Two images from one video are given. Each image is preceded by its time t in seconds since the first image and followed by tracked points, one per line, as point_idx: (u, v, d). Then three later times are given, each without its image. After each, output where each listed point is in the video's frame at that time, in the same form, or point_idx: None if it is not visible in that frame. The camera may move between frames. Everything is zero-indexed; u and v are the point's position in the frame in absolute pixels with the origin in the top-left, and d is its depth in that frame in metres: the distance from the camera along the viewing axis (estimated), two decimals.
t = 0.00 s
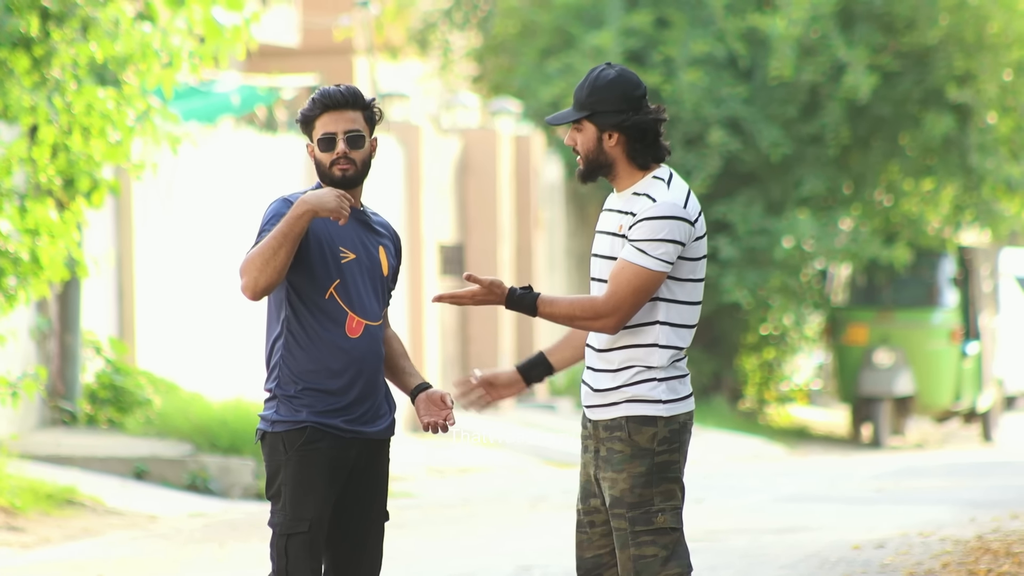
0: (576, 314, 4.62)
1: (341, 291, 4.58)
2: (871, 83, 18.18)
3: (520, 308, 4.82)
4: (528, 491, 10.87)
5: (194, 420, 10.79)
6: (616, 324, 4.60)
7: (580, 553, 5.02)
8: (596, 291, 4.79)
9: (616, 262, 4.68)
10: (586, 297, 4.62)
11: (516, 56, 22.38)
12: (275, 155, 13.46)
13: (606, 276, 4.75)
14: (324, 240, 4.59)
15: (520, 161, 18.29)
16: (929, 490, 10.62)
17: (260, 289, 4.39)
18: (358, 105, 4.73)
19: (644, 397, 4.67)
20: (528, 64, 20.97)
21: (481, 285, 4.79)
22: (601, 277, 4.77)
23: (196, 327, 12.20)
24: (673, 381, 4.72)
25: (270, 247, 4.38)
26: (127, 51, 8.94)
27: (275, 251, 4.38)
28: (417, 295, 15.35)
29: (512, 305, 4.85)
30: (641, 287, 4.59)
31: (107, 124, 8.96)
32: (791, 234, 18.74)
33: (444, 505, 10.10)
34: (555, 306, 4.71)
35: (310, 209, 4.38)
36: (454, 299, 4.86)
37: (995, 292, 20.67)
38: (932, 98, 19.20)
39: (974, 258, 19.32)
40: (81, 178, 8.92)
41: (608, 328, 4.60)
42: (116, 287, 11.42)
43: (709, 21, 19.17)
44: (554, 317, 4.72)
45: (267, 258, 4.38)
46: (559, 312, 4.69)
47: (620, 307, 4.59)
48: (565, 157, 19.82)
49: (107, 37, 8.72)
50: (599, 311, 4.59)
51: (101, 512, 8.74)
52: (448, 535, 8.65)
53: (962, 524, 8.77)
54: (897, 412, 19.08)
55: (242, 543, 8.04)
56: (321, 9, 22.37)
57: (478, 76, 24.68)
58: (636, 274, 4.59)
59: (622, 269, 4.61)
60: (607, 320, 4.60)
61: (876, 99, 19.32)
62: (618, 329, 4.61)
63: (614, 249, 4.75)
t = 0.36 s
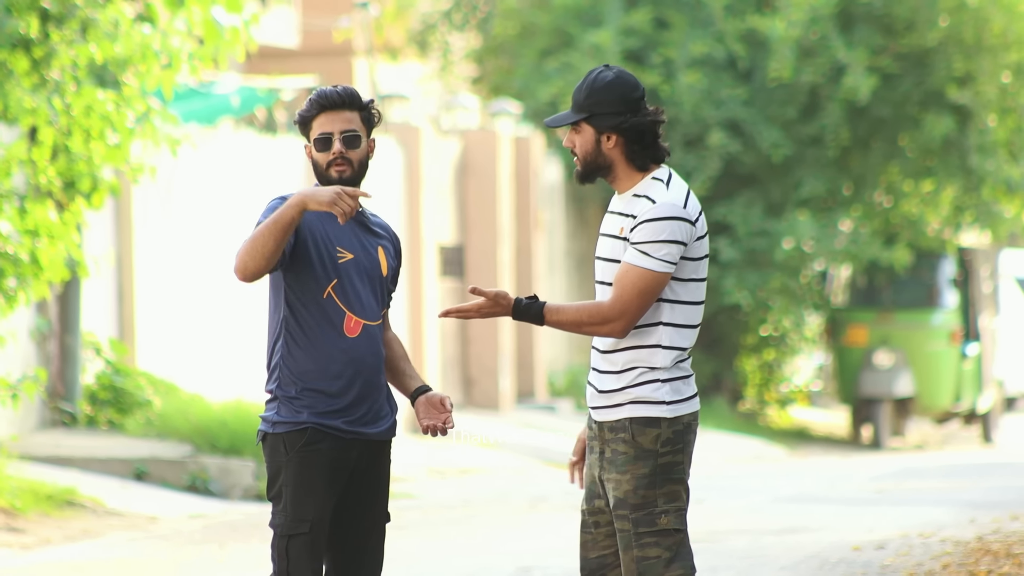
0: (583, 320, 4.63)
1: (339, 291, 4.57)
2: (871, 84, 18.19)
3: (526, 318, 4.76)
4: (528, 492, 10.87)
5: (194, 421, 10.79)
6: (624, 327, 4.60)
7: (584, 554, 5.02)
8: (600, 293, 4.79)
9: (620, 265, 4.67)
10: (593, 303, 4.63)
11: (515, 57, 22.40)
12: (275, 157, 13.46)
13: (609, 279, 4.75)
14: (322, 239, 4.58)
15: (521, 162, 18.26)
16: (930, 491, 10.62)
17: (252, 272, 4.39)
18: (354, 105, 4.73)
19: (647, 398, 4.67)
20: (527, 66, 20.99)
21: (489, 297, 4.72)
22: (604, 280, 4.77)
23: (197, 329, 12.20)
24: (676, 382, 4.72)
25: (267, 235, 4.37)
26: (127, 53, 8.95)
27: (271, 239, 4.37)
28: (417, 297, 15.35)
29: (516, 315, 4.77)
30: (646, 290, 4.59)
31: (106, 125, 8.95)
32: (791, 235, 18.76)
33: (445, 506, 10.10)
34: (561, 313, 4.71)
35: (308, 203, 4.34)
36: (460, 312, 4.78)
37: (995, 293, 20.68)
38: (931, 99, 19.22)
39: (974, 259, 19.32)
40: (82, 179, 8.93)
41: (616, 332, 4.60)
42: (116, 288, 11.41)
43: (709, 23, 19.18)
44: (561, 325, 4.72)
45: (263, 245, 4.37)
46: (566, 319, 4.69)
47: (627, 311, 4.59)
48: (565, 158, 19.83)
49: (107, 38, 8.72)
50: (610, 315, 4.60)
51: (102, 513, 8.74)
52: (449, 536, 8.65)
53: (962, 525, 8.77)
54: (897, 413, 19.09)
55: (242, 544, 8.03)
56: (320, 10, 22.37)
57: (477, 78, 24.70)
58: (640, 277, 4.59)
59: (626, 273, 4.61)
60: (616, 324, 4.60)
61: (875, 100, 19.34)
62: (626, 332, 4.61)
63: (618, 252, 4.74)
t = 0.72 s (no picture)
0: (597, 321, 4.61)
1: (349, 287, 4.56)
2: (882, 86, 18.15)
3: (539, 318, 4.75)
4: (540, 495, 10.84)
5: (206, 424, 10.77)
6: (638, 327, 4.58)
7: (597, 556, 5.00)
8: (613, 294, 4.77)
9: (634, 266, 4.65)
10: (607, 303, 4.62)
11: (527, 59, 22.40)
12: (286, 159, 13.45)
13: (623, 280, 4.73)
14: (331, 234, 4.57)
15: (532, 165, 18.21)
16: (942, 494, 10.58)
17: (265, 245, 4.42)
18: (365, 108, 4.71)
19: (661, 400, 4.64)
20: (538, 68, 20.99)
21: (502, 297, 4.73)
22: (618, 281, 4.75)
23: (208, 332, 12.20)
24: (690, 385, 4.69)
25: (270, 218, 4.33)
26: (139, 56, 8.94)
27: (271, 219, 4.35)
28: (428, 299, 15.33)
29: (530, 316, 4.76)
30: (660, 289, 4.56)
31: (118, 129, 8.93)
32: (804, 237, 18.75)
33: (456, 509, 10.08)
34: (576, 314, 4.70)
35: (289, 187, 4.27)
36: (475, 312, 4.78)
37: (1007, 295, 20.61)
38: (943, 101, 19.19)
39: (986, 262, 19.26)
40: (92, 182, 8.97)
41: (630, 333, 4.58)
42: (128, 291, 11.42)
43: (720, 25, 19.15)
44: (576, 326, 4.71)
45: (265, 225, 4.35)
46: (580, 319, 4.68)
47: (641, 311, 4.57)
48: (577, 160, 19.81)
49: (118, 41, 8.72)
50: (625, 314, 4.58)
51: (113, 516, 8.73)
52: (460, 539, 8.63)
53: (974, 528, 8.72)
54: (909, 416, 19.04)
55: (253, 547, 8.02)
56: (332, 12, 22.34)
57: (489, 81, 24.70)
58: (654, 277, 4.57)
59: (640, 273, 4.59)
60: (631, 323, 4.58)
61: (887, 103, 19.31)
62: (640, 332, 4.59)
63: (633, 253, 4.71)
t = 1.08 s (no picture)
0: (603, 320, 4.60)
1: (347, 292, 4.56)
2: (883, 89, 18.16)
3: (544, 316, 4.77)
4: (541, 497, 10.83)
5: (207, 426, 10.76)
6: (643, 327, 4.57)
7: (597, 560, 5.00)
8: (618, 295, 4.76)
9: (639, 265, 4.65)
10: (613, 302, 4.61)
11: (528, 62, 22.42)
12: (287, 162, 13.46)
13: (627, 280, 4.72)
14: (329, 240, 4.57)
15: (532, 168, 18.22)
16: (942, 497, 10.57)
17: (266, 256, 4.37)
18: (365, 111, 4.71)
19: (666, 402, 4.64)
20: (539, 71, 21.01)
21: (507, 294, 4.73)
22: (622, 282, 4.74)
23: (209, 335, 12.20)
24: (695, 388, 4.69)
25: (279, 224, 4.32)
26: (140, 59, 8.95)
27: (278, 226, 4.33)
28: (430, 302, 15.33)
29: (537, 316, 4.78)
30: (665, 289, 4.56)
31: (119, 131, 8.96)
32: (805, 240, 18.77)
33: (457, 511, 10.07)
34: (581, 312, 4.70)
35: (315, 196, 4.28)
36: (479, 310, 4.77)
37: (1008, 298, 20.60)
38: (944, 104, 19.19)
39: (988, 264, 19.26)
40: (94, 186, 8.94)
41: (636, 332, 4.58)
42: (129, 295, 11.41)
43: (721, 27, 19.18)
44: (581, 326, 4.70)
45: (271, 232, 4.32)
46: (585, 318, 4.67)
47: (646, 310, 4.56)
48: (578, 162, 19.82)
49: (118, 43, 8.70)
50: (628, 315, 4.58)
51: (114, 519, 8.73)
52: (461, 542, 8.63)
53: (975, 531, 8.72)
54: (910, 419, 19.02)
55: (254, 550, 8.01)
56: (333, 15, 22.34)
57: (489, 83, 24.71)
58: (659, 277, 4.56)
59: (646, 273, 4.58)
60: (635, 324, 4.57)
61: (887, 106, 19.32)
62: (645, 333, 4.58)
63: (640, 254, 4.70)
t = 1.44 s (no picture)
0: (610, 324, 4.60)
1: (355, 303, 4.56)
2: (889, 96, 18.18)
3: (552, 321, 4.77)
4: (547, 503, 10.82)
5: (213, 433, 10.76)
6: (650, 332, 4.56)
7: (604, 565, 4.99)
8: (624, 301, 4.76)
9: (646, 271, 4.65)
10: (620, 307, 4.61)
11: (535, 68, 22.46)
12: (294, 168, 13.49)
13: (633, 285, 4.71)
14: (337, 251, 4.57)
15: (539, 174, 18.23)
16: (948, 503, 10.55)
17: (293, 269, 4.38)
18: (371, 118, 4.72)
19: (673, 408, 4.64)
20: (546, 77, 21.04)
21: (514, 299, 4.73)
22: (628, 288, 4.74)
23: (214, 341, 12.20)
24: (702, 394, 4.68)
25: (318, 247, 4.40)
26: (146, 66, 8.95)
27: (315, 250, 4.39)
28: (436, 310, 15.32)
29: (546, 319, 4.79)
30: (672, 293, 4.56)
31: (125, 138, 9.02)
32: (811, 246, 18.78)
33: (463, 517, 10.07)
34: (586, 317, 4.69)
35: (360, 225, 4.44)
36: (487, 314, 4.76)
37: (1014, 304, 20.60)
38: (950, 110, 19.20)
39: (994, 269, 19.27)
40: (100, 193, 9.04)
41: (642, 337, 4.57)
42: (134, 301, 11.41)
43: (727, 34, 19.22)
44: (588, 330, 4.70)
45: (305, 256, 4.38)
46: (593, 323, 4.67)
47: (652, 315, 4.56)
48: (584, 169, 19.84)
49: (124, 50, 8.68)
50: (634, 320, 4.57)
51: (121, 525, 8.73)
52: (467, 547, 8.63)
53: (981, 537, 8.70)
54: (916, 425, 19.00)
55: (260, 556, 8.01)
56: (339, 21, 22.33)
57: (496, 90, 24.74)
58: (667, 282, 4.56)
59: (652, 278, 4.58)
60: (641, 328, 4.57)
61: (893, 112, 19.34)
62: (652, 338, 4.57)
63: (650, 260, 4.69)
